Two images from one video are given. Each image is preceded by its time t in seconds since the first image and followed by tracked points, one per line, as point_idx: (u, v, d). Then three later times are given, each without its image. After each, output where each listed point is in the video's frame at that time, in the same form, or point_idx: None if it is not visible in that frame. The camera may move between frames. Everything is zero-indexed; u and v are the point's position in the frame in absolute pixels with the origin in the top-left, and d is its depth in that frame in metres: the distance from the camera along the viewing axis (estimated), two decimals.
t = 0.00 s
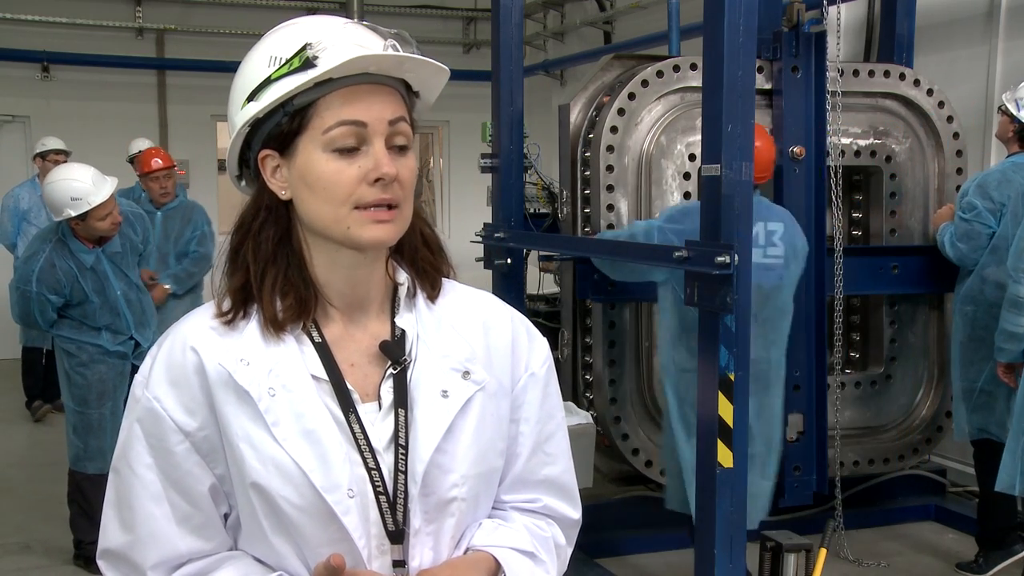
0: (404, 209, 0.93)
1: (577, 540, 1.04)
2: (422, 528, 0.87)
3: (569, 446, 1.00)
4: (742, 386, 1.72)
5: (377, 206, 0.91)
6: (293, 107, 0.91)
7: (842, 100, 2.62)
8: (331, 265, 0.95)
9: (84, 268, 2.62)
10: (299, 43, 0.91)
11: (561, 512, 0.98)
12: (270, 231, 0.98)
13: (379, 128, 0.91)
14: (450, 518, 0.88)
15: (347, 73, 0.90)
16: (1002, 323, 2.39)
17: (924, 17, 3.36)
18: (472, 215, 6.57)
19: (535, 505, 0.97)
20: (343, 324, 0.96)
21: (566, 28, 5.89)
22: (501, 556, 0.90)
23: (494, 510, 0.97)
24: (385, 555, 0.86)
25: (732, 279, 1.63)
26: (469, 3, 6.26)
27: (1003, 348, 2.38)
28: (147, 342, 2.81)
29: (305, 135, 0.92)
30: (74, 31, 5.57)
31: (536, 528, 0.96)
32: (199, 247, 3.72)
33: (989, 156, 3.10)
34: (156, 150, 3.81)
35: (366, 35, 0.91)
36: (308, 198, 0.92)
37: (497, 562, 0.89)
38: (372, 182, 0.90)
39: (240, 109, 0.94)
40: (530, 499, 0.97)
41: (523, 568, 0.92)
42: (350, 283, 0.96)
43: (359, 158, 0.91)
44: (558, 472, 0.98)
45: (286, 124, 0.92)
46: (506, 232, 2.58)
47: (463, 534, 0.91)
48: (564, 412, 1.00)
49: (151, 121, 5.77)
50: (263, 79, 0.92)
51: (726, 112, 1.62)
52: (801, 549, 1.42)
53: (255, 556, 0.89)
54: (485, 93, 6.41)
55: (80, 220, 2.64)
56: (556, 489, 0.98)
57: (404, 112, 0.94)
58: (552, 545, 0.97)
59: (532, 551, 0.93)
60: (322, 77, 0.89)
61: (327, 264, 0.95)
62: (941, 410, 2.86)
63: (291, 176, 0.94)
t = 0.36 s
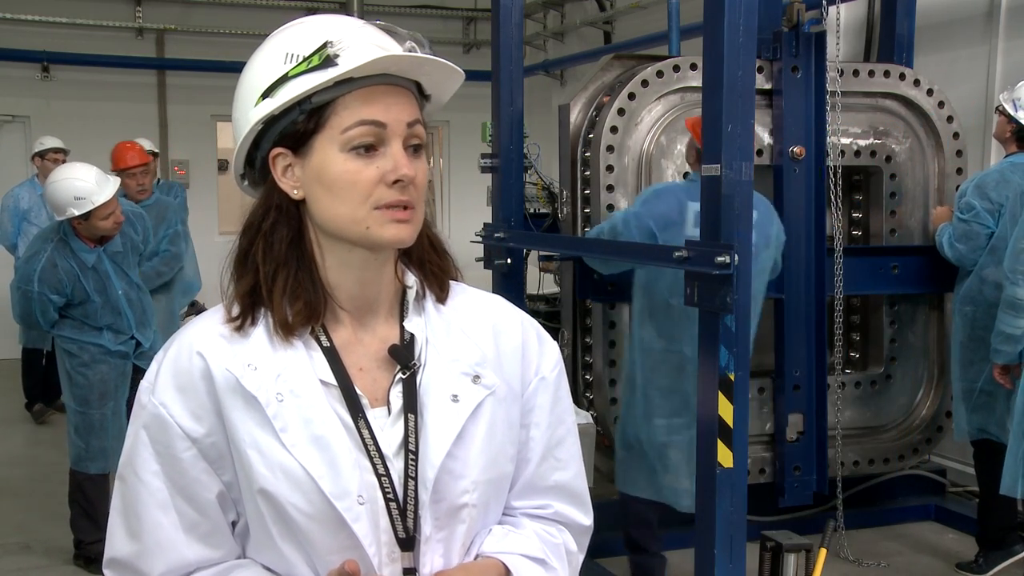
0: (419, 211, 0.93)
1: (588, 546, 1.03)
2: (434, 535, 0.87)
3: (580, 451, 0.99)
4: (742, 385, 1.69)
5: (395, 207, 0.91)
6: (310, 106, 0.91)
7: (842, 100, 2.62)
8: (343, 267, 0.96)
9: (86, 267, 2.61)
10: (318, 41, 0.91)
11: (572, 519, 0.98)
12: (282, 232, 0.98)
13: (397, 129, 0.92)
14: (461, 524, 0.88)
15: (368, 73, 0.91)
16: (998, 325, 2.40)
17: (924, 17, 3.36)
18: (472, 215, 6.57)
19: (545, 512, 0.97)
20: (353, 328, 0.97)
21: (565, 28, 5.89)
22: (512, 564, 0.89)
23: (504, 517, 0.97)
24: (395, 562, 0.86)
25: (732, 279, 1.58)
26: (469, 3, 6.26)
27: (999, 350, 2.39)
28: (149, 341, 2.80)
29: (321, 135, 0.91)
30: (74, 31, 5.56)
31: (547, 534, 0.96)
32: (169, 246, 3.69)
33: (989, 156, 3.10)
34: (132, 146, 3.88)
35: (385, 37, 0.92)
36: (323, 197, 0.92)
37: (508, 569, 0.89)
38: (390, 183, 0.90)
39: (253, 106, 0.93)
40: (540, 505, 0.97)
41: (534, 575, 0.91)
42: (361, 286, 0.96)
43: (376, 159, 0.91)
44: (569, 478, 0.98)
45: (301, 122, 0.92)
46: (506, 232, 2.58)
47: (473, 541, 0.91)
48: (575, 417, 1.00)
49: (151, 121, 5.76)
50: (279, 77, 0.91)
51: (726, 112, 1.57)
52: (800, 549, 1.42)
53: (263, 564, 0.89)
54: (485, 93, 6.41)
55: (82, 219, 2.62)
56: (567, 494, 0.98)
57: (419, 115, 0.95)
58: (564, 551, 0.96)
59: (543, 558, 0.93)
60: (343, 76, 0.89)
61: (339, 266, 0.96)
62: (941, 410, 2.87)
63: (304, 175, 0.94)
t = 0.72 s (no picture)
0: (433, 211, 0.93)
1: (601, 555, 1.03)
2: (448, 543, 0.87)
3: (594, 458, 0.99)
4: (743, 385, 1.61)
5: (409, 206, 0.91)
6: (322, 105, 0.91)
7: (842, 100, 2.62)
8: (356, 269, 0.96)
9: (86, 260, 2.61)
10: (331, 39, 0.91)
11: (586, 527, 0.98)
12: (295, 234, 0.98)
13: (412, 128, 0.92)
14: (476, 532, 0.88)
15: (381, 70, 0.91)
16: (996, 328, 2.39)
17: (924, 17, 3.36)
18: (472, 215, 6.57)
19: (559, 520, 0.97)
20: (366, 332, 0.97)
21: (565, 28, 5.89)
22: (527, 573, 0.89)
23: (517, 525, 0.96)
24: (409, 571, 0.86)
25: (732, 279, 1.53)
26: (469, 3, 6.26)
27: (998, 354, 2.39)
28: (151, 342, 2.78)
29: (334, 134, 0.91)
30: (74, 31, 5.56)
31: (561, 543, 0.96)
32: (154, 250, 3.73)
33: (989, 156, 3.10)
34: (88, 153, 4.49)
35: (398, 35, 0.92)
36: (336, 197, 0.91)
37: None
38: (404, 182, 0.90)
39: (265, 105, 0.93)
40: (554, 513, 0.97)
41: None
42: (374, 288, 0.96)
43: (391, 158, 0.91)
44: (582, 486, 0.97)
45: (314, 122, 0.92)
46: (506, 232, 2.58)
47: (488, 550, 0.90)
48: (589, 424, 1.00)
49: (151, 121, 5.75)
50: (292, 76, 0.91)
51: (726, 111, 1.51)
52: (800, 549, 1.42)
53: (272, 572, 0.89)
54: (485, 93, 6.41)
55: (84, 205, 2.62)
56: (580, 502, 0.98)
57: (434, 114, 0.95)
58: (578, 560, 0.97)
59: (558, 566, 0.93)
60: (356, 73, 0.89)
61: (352, 268, 0.96)
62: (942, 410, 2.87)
63: (317, 175, 0.94)
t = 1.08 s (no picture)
0: (440, 214, 0.93)
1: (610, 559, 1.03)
2: (457, 548, 0.87)
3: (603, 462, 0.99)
4: (742, 385, 1.61)
5: (417, 210, 0.91)
6: (329, 107, 0.91)
7: (842, 100, 2.62)
8: (362, 272, 0.96)
9: (89, 247, 2.61)
10: (338, 40, 0.90)
11: (595, 532, 0.98)
12: (301, 236, 0.98)
13: (419, 132, 0.91)
14: (485, 536, 0.88)
15: (389, 73, 0.90)
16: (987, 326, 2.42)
17: (924, 17, 3.36)
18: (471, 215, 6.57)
19: (568, 525, 0.96)
20: (372, 336, 0.97)
21: (566, 28, 5.89)
22: None
23: (526, 530, 0.96)
24: None
25: (732, 280, 1.52)
26: (469, 3, 6.25)
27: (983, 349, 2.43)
28: (152, 338, 2.77)
29: (341, 136, 0.91)
30: (74, 31, 5.55)
31: (571, 548, 0.96)
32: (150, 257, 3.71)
33: (989, 156, 3.10)
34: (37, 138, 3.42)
35: (407, 37, 0.91)
36: (343, 200, 0.91)
37: None
38: (411, 186, 0.90)
39: (271, 107, 0.93)
40: (563, 518, 0.96)
41: None
42: (381, 291, 0.96)
43: (398, 161, 0.91)
44: (591, 490, 0.97)
45: (321, 124, 0.92)
46: (506, 232, 2.57)
47: (497, 554, 0.90)
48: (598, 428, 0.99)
49: (150, 121, 5.75)
50: (298, 77, 0.91)
51: (726, 111, 1.50)
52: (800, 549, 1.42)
53: None
54: (485, 93, 6.41)
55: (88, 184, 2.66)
56: (590, 507, 0.98)
57: (441, 117, 0.95)
58: (588, 565, 0.97)
59: (567, 571, 0.93)
60: (363, 76, 0.89)
61: (358, 271, 0.96)
62: (942, 410, 2.87)
63: (323, 178, 0.93)
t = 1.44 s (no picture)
0: (445, 212, 0.93)
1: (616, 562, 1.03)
2: (463, 549, 0.87)
3: (609, 465, 0.99)
4: (742, 385, 1.60)
5: (421, 209, 0.91)
6: (332, 107, 0.91)
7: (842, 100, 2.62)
8: (368, 273, 0.96)
9: (93, 231, 2.62)
10: (340, 39, 0.90)
11: (601, 535, 0.98)
12: (306, 237, 0.98)
13: (422, 129, 0.91)
14: (491, 538, 0.88)
15: (390, 71, 0.90)
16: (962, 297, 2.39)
17: (924, 17, 3.36)
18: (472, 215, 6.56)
19: (574, 527, 0.96)
20: (379, 337, 0.96)
21: (566, 28, 5.89)
22: None
23: (532, 532, 0.96)
24: None
25: (732, 280, 1.52)
26: (469, 3, 6.25)
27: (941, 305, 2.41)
28: (154, 330, 2.75)
29: (344, 136, 0.91)
30: (74, 31, 5.55)
31: (577, 550, 0.95)
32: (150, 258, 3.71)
33: (989, 156, 3.10)
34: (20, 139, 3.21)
35: (409, 34, 0.91)
36: (348, 200, 0.91)
37: None
38: (416, 184, 0.90)
39: (275, 109, 0.93)
40: (569, 520, 0.97)
41: None
42: (387, 291, 0.96)
43: (402, 160, 0.91)
44: (597, 492, 0.97)
45: (324, 124, 0.92)
46: (506, 232, 2.57)
47: (503, 556, 0.90)
48: (603, 430, 0.99)
49: (150, 121, 5.74)
50: (301, 78, 0.91)
51: (726, 112, 1.50)
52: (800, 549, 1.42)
53: None
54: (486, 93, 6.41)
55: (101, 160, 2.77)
56: (596, 509, 0.98)
57: (446, 114, 0.95)
58: (594, 568, 0.96)
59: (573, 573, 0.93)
60: (364, 75, 0.89)
61: (364, 272, 0.96)
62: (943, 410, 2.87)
63: (328, 179, 0.93)
